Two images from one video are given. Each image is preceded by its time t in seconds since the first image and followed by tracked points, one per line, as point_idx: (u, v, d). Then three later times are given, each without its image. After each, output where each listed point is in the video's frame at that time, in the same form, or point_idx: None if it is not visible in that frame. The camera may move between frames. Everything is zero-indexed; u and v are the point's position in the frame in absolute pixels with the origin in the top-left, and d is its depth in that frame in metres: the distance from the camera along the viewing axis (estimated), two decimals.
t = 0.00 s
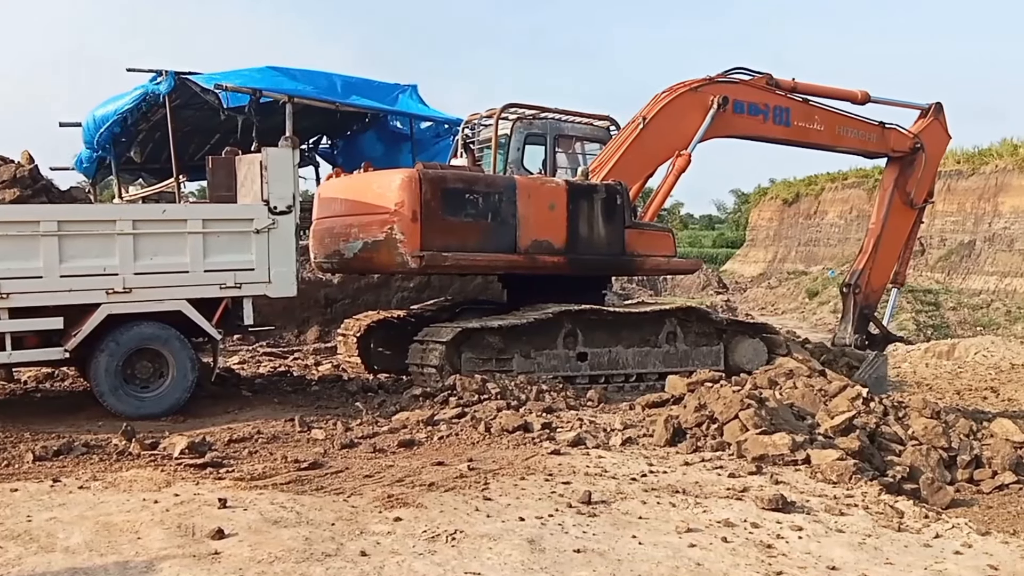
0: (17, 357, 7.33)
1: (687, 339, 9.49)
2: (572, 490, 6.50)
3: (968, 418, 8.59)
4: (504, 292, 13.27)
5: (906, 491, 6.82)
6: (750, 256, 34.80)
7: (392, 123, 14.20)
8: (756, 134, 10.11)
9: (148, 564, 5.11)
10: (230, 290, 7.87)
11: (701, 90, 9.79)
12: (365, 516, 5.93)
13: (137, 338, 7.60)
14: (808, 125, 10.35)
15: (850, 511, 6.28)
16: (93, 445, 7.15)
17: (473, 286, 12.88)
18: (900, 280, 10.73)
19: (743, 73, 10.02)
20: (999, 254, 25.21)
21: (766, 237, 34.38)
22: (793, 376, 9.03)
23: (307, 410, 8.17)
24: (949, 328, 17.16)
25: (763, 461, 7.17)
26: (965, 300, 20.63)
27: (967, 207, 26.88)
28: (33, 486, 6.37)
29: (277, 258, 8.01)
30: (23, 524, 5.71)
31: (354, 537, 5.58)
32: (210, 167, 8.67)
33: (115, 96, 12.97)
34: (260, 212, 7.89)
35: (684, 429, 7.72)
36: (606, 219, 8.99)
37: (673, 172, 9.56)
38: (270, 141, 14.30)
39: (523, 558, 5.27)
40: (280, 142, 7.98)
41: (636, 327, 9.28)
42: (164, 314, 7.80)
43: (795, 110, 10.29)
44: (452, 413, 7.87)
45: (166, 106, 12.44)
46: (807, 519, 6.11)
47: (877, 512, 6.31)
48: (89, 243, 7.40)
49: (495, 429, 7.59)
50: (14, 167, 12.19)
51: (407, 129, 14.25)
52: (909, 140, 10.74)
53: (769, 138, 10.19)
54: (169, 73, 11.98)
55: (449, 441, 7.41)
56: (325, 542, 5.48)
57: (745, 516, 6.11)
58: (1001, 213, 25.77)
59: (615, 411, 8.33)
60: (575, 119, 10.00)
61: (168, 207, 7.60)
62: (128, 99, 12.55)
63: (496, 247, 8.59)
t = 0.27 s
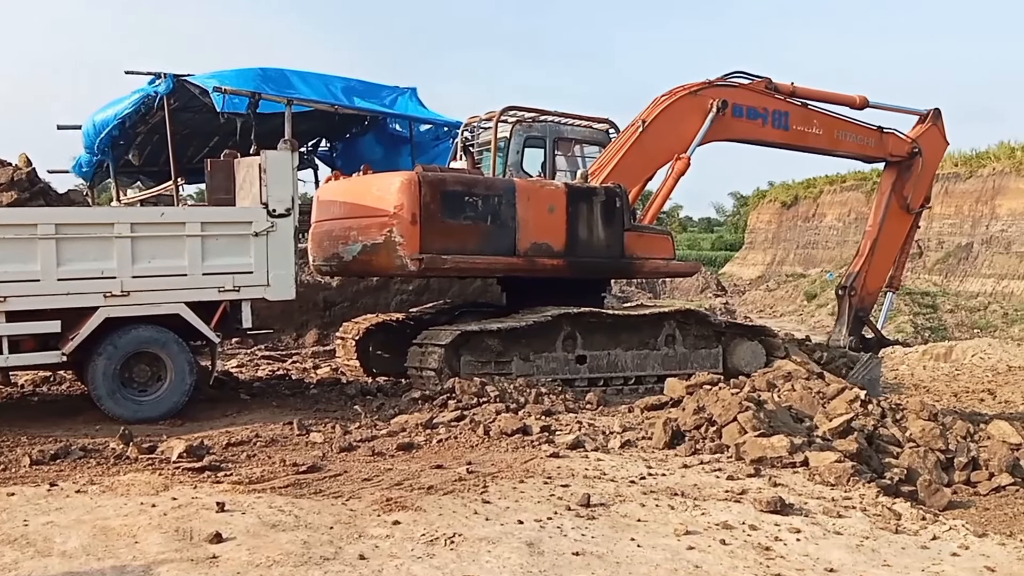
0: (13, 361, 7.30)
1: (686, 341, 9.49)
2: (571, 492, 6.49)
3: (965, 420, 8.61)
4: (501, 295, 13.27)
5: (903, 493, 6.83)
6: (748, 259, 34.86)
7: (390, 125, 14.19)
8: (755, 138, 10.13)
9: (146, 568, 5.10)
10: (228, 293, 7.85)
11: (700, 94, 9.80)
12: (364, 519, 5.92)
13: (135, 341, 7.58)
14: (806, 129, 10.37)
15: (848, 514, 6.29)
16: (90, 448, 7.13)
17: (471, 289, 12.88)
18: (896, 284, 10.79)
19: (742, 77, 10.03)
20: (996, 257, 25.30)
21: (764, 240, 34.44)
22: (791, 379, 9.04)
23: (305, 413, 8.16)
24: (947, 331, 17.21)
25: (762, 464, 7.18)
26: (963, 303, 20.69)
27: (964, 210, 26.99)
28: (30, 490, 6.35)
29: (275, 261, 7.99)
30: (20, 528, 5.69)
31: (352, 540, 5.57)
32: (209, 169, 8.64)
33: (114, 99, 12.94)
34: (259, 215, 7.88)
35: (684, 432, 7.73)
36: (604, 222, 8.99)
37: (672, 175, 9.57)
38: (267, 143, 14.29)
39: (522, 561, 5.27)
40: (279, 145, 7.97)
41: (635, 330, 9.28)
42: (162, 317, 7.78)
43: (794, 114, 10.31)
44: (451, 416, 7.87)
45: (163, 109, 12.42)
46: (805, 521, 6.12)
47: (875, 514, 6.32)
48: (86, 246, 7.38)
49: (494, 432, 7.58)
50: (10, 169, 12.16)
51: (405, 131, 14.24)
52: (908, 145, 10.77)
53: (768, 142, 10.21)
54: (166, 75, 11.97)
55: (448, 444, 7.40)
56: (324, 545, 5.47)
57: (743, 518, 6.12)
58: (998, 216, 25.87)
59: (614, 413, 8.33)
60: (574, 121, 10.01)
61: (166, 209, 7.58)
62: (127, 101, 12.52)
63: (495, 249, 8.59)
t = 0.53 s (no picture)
0: (9, 364, 7.26)
1: (683, 344, 9.49)
2: (570, 496, 6.48)
3: (963, 423, 8.61)
4: (499, 297, 13.23)
5: (901, 496, 6.84)
6: (746, 262, 34.90)
7: (388, 128, 14.15)
8: (753, 141, 10.14)
9: (143, 572, 5.07)
10: (226, 296, 7.83)
11: (698, 97, 9.81)
12: (362, 523, 5.90)
13: (132, 345, 7.55)
14: (804, 133, 10.38)
15: (846, 517, 6.28)
16: (86, 452, 7.10)
17: (468, 292, 12.85)
18: (890, 287, 10.77)
19: (740, 81, 10.04)
20: (993, 260, 25.36)
21: (762, 244, 34.48)
22: (789, 382, 9.04)
23: (303, 416, 8.13)
24: (946, 334, 17.23)
25: (760, 467, 7.17)
26: (960, 306, 20.72)
27: (961, 214, 27.05)
28: (26, 494, 6.32)
29: (273, 264, 7.97)
30: (16, 532, 5.65)
31: (351, 544, 5.55)
32: (206, 172, 8.61)
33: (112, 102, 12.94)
34: (256, 217, 7.86)
35: (682, 435, 7.72)
36: (602, 225, 8.99)
37: (670, 178, 9.57)
38: (264, 146, 14.27)
39: (521, 565, 5.25)
40: (277, 148, 7.96)
41: (633, 333, 9.29)
42: (159, 320, 7.75)
43: (792, 118, 10.32)
44: (449, 419, 7.85)
45: (161, 111, 12.42)
46: (804, 524, 6.11)
47: (873, 517, 6.32)
48: (83, 249, 7.35)
49: (492, 435, 7.57)
50: (6, 172, 12.12)
51: (402, 134, 14.20)
52: (905, 150, 10.79)
53: (766, 146, 10.22)
54: (164, 77, 11.98)
55: (447, 447, 7.38)
56: (322, 549, 5.45)
57: (741, 522, 6.11)
58: (994, 219, 25.94)
59: (612, 417, 8.32)
60: (572, 124, 10.02)
61: (163, 212, 7.55)
62: (126, 104, 12.52)
63: (493, 252, 8.58)
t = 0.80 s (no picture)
0: (7, 367, 7.26)
1: (682, 347, 9.50)
2: (569, 499, 6.48)
3: (961, 426, 8.62)
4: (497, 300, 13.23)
5: (900, 499, 6.84)
6: (745, 265, 34.92)
7: (387, 131, 14.17)
8: (752, 143, 10.15)
9: None
10: (224, 299, 7.83)
11: (697, 100, 9.82)
12: (361, 526, 5.90)
13: (131, 348, 7.55)
14: (803, 135, 10.39)
15: (845, 519, 6.29)
16: (85, 455, 7.09)
17: (467, 294, 12.86)
18: (885, 287, 10.76)
19: (739, 83, 10.05)
20: (991, 263, 25.40)
21: (761, 246, 34.51)
22: (788, 385, 9.04)
23: (301, 419, 8.13)
24: (945, 337, 17.25)
25: (759, 469, 7.17)
26: (958, 309, 20.75)
27: (959, 216, 27.07)
28: (24, 498, 6.31)
29: (272, 267, 7.97)
30: (15, 536, 5.65)
31: (349, 547, 5.55)
32: (206, 175, 8.62)
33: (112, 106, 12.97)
34: (255, 221, 7.86)
35: (681, 437, 7.72)
36: (601, 228, 8.99)
37: (668, 181, 9.58)
38: (263, 149, 14.27)
39: (520, 568, 5.25)
40: (276, 150, 7.95)
41: (632, 335, 9.29)
42: (157, 323, 7.75)
43: (791, 120, 10.33)
44: (448, 422, 7.85)
45: (161, 115, 12.44)
46: (803, 527, 6.12)
47: (872, 520, 6.32)
48: (82, 252, 7.35)
49: (491, 438, 7.57)
50: (4, 175, 12.12)
51: (402, 137, 14.21)
52: (905, 152, 10.81)
53: (765, 148, 10.23)
54: (164, 81, 12.00)
55: (446, 450, 7.38)
56: (321, 552, 5.45)
57: (740, 525, 6.11)
58: (992, 222, 25.95)
59: (611, 419, 8.32)
60: (572, 127, 10.01)
61: (162, 215, 7.55)
62: (126, 108, 12.55)
63: (491, 256, 8.58)
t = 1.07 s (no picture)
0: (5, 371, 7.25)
1: (681, 350, 9.50)
2: (568, 501, 6.47)
3: (961, 428, 8.61)
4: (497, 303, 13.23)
5: (899, 501, 6.84)
6: (742, 268, 34.94)
7: (386, 135, 14.18)
8: (751, 150, 10.16)
9: None
10: (223, 302, 7.82)
11: (696, 105, 9.83)
12: (360, 529, 5.89)
13: (129, 351, 7.53)
14: (802, 142, 10.41)
15: (845, 522, 6.28)
16: (83, 459, 7.08)
17: (466, 298, 12.86)
18: (885, 296, 10.77)
19: (739, 89, 10.07)
20: (989, 266, 25.42)
21: (758, 249, 34.53)
22: (787, 388, 9.03)
23: (300, 422, 8.12)
24: (943, 339, 17.25)
25: (759, 472, 7.17)
26: (956, 311, 20.75)
27: (957, 219, 27.08)
28: (22, 501, 6.29)
29: (271, 270, 7.96)
30: (13, 539, 5.64)
31: (349, 550, 5.54)
32: (204, 177, 8.60)
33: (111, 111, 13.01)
34: (254, 224, 7.86)
35: (680, 440, 7.72)
36: (599, 231, 9.00)
37: (668, 185, 9.59)
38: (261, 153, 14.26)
39: (519, 571, 5.25)
40: (274, 154, 7.95)
41: (631, 338, 9.29)
42: (156, 326, 7.74)
43: (790, 127, 10.35)
44: (447, 425, 7.84)
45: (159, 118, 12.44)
46: (802, 530, 6.11)
47: (872, 522, 6.32)
48: (80, 255, 7.34)
49: (490, 441, 7.56)
50: (3, 179, 12.11)
51: (400, 141, 14.21)
52: (903, 160, 10.82)
53: (764, 154, 10.24)
54: (162, 85, 12.01)
55: (445, 453, 7.37)
56: (320, 555, 5.44)
57: (740, 527, 6.11)
58: (990, 224, 25.96)
59: (610, 422, 8.31)
60: (571, 130, 10.02)
61: (161, 218, 7.55)
62: (124, 113, 12.57)
63: (490, 258, 8.58)
